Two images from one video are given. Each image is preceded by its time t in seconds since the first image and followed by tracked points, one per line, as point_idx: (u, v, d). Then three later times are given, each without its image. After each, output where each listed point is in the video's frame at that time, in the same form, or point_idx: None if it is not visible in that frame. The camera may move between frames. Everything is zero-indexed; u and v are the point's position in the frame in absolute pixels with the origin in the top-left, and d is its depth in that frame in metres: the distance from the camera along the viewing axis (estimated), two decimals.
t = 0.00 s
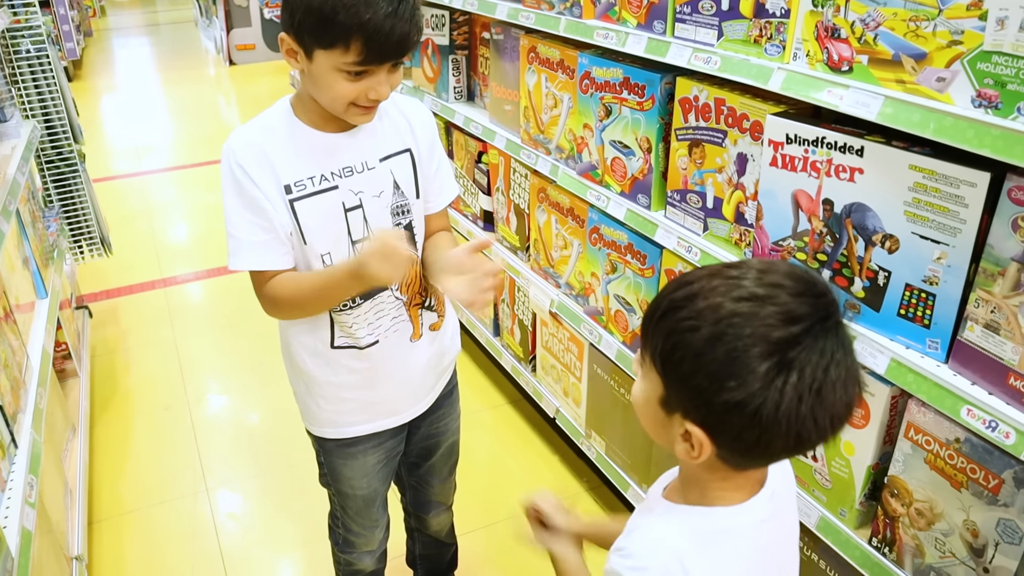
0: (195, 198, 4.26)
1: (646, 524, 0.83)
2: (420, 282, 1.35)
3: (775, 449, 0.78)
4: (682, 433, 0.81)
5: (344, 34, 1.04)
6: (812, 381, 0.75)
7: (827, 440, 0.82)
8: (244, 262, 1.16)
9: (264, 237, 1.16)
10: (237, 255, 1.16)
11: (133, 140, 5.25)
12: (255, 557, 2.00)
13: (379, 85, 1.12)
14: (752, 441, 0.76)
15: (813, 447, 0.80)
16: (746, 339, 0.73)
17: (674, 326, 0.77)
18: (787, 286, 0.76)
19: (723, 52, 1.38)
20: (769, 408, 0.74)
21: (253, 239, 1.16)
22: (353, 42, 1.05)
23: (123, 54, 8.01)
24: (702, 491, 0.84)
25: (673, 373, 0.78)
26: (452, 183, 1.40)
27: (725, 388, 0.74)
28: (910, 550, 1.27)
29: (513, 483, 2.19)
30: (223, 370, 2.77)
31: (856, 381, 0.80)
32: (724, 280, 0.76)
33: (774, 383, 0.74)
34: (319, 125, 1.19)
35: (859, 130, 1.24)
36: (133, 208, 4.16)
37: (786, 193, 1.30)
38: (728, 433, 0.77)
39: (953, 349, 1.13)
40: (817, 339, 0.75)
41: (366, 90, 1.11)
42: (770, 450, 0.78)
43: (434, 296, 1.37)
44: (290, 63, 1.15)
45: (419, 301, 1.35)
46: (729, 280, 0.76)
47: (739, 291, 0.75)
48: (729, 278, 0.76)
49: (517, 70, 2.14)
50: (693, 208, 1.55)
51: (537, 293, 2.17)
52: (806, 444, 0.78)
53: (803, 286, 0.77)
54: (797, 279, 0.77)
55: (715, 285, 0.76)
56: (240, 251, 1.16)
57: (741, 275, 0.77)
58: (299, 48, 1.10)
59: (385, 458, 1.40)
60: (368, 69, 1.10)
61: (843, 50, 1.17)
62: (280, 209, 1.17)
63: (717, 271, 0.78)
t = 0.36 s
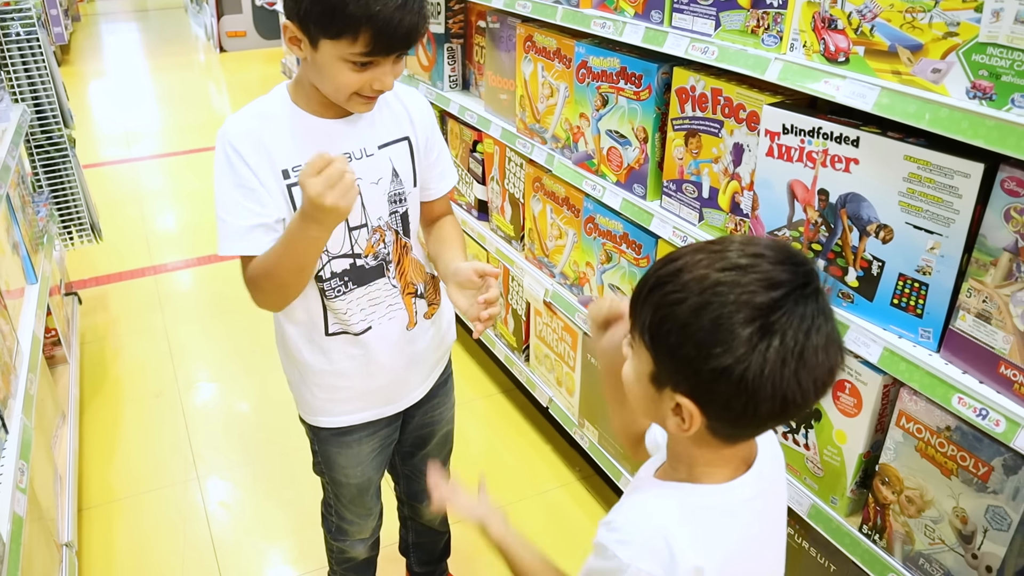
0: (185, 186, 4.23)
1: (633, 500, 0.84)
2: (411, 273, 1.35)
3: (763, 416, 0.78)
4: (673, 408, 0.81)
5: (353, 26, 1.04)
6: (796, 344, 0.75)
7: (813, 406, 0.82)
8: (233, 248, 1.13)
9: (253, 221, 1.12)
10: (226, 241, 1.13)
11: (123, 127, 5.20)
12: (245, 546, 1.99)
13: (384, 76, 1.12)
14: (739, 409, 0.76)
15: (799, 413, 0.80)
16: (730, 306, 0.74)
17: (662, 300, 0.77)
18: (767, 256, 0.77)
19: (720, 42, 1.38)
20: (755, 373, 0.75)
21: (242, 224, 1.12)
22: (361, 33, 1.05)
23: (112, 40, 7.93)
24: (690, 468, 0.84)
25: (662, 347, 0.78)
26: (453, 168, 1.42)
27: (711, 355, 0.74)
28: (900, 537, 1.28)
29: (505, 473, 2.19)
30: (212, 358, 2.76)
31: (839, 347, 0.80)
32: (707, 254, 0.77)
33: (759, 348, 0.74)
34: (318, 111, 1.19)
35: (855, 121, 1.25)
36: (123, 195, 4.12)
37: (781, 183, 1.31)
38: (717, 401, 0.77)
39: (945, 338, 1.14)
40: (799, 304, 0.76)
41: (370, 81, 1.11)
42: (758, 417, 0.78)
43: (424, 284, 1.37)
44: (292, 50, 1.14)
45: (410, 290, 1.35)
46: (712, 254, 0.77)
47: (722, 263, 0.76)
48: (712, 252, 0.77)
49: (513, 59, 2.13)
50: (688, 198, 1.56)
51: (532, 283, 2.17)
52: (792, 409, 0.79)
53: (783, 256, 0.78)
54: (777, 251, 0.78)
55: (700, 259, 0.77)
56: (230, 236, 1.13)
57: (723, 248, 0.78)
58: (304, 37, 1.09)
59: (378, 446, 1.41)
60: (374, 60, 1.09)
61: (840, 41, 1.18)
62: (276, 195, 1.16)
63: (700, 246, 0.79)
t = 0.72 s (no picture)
0: (186, 183, 4.22)
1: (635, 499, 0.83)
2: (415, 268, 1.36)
3: (767, 396, 0.77)
4: (681, 408, 0.81)
5: (358, 41, 1.03)
6: (786, 314, 0.75)
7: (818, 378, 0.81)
8: (252, 258, 1.15)
9: (271, 232, 1.14)
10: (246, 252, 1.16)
11: (123, 123, 5.20)
12: (245, 543, 1.99)
13: (385, 87, 1.12)
14: (743, 391, 0.76)
15: (806, 387, 0.79)
16: (714, 290, 0.74)
17: (650, 300, 0.78)
18: (745, 239, 0.78)
19: (722, 40, 1.38)
20: (750, 350, 0.74)
21: (261, 235, 1.15)
22: (366, 48, 1.04)
23: (112, 36, 7.92)
24: (698, 472, 0.84)
25: (659, 346, 0.78)
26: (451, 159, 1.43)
27: (705, 341, 0.74)
28: (900, 535, 1.28)
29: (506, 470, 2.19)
30: (213, 355, 2.76)
31: (832, 313, 0.79)
32: (685, 247, 0.78)
33: (749, 325, 0.74)
34: (320, 113, 1.19)
35: (856, 119, 1.25)
36: (123, 191, 4.12)
37: (784, 181, 1.31)
38: (720, 389, 0.76)
39: (947, 337, 1.14)
40: (782, 276, 0.76)
41: (371, 91, 1.12)
42: (764, 398, 0.77)
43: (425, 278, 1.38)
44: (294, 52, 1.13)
45: (414, 285, 1.36)
46: (690, 246, 0.78)
47: (700, 252, 0.77)
48: (689, 245, 0.78)
49: (515, 57, 2.13)
50: (690, 195, 1.56)
51: (532, 280, 2.17)
52: (796, 383, 0.78)
53: (759, 237, 0.78)
54: (753, 233, 0.79)
55: (680, 252, 0.78)
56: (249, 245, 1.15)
57: (701, 239, 0.79)
58: (308, 43, 1.08)
59: (381, 441, 1.41)
60: (376, 73, 1.09)
61: (842, 39, 1.18)
62: (288, 204, 1.16)
63: (678, 242, 0.80)
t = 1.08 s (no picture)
0: (184, 179, 4.22)
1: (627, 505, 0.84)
2: (416, 263, 1.37)
3: (756, 427, 0.77)
4: (666, 421, 0.80)
5: (356, 30, 1.03)
6: (787, 355, 0.74)
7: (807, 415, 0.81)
8: (256, 250, 1.15)
9: (275, 223, 1.14)
10: (250, 243, 1.15)
11: (121, 119, 5.19)
12: (242, 539, 1.99)
13: (386, 78, 1.11)
14: (732, 421, 0.76)
15: (793, 421, 0.80)
16: (721, 321, 0.72)
17: (653, 315, 0.76)
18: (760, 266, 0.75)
19: (721, 37, 1.38)
20: (746, 385, 0.73)
21: (265, 227, 1.14)
22: (364, 36, 1.04)
23: (110, 32, 7.90)
24: (680, 478, 0.84)
25: (655, 362, 0.77)
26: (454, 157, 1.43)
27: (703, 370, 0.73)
28: (897, 533, 1.29)
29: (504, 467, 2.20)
30: (210, 352, 2.76)
31: (831, 353, 0.78)
32: (700, 266, 0.75)
33: (750, 362, 0.73)
34: (323, 106, 1.19)
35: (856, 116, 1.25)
36: (121, 187, 4.11)
37: (782, 179, 1.31)
38: (710, 415, 0.76)
39: (945, 335, 1.14)
40: (791, 313, 0.74)
41: (372, 82, 1.11)
42: (751, 429, 0.77)
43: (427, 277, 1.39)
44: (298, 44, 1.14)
45: (415, 281, 1.37)
46: (703, 266, 0.75)
47: (714, 275, 0.74)
48: (703, 264, 0.75)
49: (514, 54, 2.12)
50: (688, 192, 1.56)
51: (530, 277, 2.17)
52: (784, 418, 0.78)
53: (775, 266, 0.75)
54: (771, 261, 0.76)
55: (692, 272, 0.75)
56: (255, 236, 1.14)
57: (717, 258, 0.76)
58: (308, 34, 1.08)
59: (380, 436, 1.41)
60: (376, 63, 1.09)
61: (841, 36, 1.18)
62: (292, 197, 1.15)
63: (692, 258, 0.77)
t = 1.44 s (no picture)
0: (188, 177, 4.22)
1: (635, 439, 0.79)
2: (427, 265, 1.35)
3: (736, 423, 0.73)
4: (653, 420, 0.79)
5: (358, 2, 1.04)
6: (767, 349, 0.70)
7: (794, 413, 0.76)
8: (261, 237, 1.17)
9: (277, 208, 1.16)
10: (252, 228, 1.17)
11: (125, 116, 5.20)
12: (246, 536, 2.00)
13: (393, 53, 1.11)
14: (711, 419, 0.73)
15: (777, 423, 0.76)
16: (695, 309, 0.70)
17: (632, 310, 0.75)
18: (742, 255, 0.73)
19: (726, 36, 1.37)
20: (723, 380, 0.70)
21: (267, 211, 1.16)
22: (366, 7, 1.04)
23: (114, 29, 7.90)
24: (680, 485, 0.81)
25: (636, 354, 0.75)
26: (466, 164, 1.38)
27: (678, 361, 0.71)
28: (902, 533, 1.29)
29: (508, 465, 2.20)
30: (215, 349, 2.76)
31: (818, 351, 0.74)
32: (681, 258, 0.74)
33: (726, 351, 0.70)
34: (332, 98, 1.19)
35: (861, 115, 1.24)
36: (125, 185, 4.12)
37: (787, 178, 1.30)
38: (690, 410, 0.74)
39: (949, 335, 1.14)
40: (772, 306, 0.71)
41: (380, 57, 1.11)
42: (732, 425, 0.74)
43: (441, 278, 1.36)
44: (307, 33, 1.15)
45: (426, 281, 1.34)
46: (685, 255, 0.74)
47: (694, 264, 0.72)
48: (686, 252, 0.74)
49: (518, 52, 2.12)
50: (693, 192, 1.55)
51: (535, 276, 2.17)
52: (767, 417, 0.74)
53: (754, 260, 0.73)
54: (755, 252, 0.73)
55: (674, 262, 0.74)
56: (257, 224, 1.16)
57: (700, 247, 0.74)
58: (315, 16, 1.10)
59: (384, 435, 1.41)
60: (382, 35, 1.09)
61: (846, 36, 1.18)
62: (292, 181, 1.16)
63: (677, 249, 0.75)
